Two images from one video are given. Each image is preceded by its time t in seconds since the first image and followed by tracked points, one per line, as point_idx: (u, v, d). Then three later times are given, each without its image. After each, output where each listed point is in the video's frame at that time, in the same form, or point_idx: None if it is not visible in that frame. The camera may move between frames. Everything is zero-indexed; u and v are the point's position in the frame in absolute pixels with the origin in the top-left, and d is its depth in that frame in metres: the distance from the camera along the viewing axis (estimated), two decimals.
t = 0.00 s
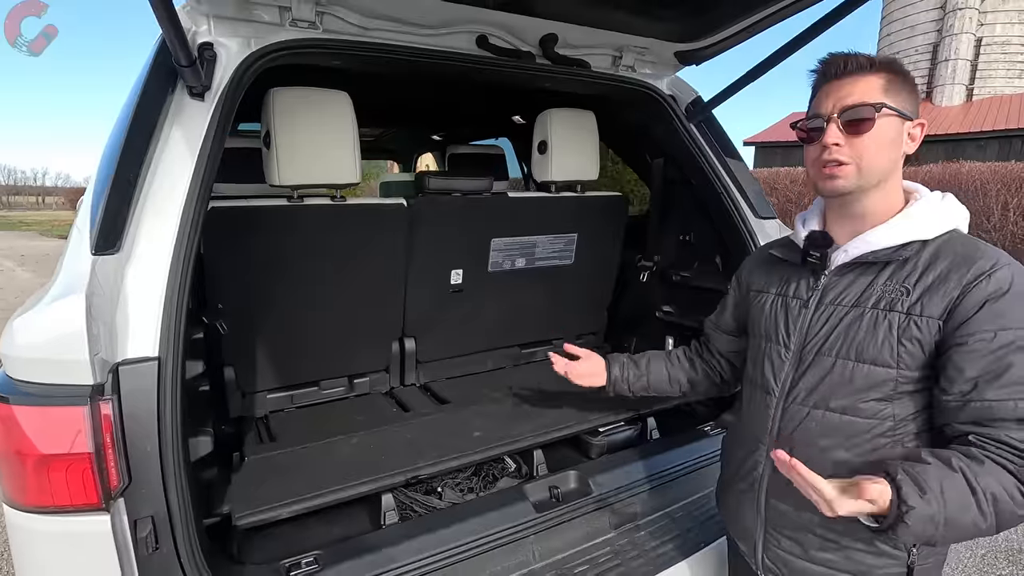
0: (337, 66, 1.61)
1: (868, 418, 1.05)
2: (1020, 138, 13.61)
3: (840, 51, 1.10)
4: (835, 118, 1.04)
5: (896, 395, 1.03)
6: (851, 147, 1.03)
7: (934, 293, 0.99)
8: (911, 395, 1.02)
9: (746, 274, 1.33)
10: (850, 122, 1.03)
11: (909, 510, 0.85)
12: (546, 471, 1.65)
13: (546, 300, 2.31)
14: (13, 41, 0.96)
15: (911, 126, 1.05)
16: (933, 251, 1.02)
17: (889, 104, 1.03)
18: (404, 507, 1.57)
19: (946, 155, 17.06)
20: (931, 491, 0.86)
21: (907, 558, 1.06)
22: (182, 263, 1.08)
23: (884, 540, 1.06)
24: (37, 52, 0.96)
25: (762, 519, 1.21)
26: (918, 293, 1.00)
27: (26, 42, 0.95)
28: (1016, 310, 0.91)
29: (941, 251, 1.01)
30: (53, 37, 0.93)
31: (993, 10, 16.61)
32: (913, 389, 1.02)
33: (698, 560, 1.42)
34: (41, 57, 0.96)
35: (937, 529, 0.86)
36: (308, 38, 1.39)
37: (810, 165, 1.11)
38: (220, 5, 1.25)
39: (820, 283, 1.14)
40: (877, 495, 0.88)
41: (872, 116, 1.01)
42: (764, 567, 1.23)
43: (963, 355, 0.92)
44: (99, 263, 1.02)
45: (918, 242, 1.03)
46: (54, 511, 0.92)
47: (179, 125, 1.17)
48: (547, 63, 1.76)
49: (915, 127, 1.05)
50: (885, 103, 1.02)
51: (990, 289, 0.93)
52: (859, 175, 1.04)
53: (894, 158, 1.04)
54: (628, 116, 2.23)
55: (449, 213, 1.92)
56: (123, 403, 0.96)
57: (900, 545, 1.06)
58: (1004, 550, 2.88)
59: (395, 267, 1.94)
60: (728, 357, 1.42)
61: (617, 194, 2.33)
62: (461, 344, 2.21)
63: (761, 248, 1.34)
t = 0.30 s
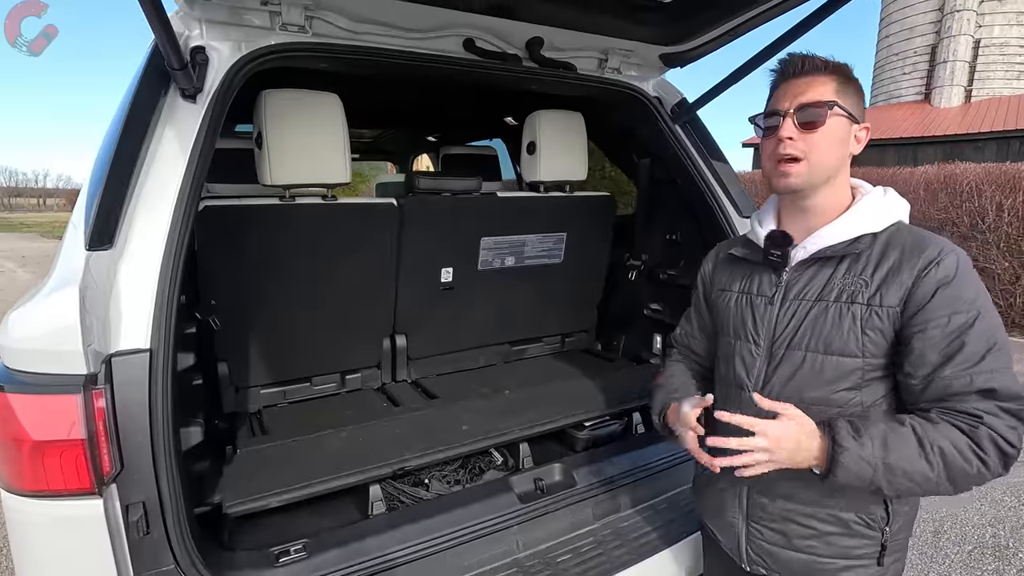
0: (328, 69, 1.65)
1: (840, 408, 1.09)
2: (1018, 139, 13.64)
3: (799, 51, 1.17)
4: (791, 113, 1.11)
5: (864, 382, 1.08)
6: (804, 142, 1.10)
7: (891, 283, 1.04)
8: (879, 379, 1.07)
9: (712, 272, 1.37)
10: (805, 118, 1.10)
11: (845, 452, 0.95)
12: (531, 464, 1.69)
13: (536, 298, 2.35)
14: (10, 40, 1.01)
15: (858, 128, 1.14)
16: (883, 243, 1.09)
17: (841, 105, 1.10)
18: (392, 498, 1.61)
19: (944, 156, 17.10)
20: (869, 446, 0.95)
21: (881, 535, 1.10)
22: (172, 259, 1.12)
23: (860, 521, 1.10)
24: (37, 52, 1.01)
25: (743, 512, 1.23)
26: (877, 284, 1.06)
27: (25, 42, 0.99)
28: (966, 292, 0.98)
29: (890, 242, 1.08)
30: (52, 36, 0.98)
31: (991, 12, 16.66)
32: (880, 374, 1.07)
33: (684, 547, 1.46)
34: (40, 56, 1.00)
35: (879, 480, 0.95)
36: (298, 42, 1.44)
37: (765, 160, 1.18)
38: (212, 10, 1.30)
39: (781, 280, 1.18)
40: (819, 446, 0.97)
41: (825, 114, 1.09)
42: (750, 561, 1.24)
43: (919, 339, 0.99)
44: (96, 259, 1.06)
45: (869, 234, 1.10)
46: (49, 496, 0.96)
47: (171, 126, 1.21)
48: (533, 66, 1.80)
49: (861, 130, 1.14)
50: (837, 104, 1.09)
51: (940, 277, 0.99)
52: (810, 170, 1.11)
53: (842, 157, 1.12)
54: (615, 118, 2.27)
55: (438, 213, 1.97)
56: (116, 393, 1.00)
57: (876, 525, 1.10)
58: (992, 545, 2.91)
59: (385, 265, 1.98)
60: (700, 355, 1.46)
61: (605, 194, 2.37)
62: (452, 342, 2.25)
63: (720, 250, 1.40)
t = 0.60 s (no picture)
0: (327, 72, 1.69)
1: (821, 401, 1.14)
2: (1015, 141, 13.69)
3: (787, 52, 1.21)
4: (779, 114, 1.15)
5: (845, 378, 1.12)
6: (790, 143, 1.14)
7: (872, 282, 1.09)
8: (858, 377, 1.12)
9: (695, 271, 1.40)
10: (791, 119, 1.14)
11: (790, 439, 1.04)
12: (526, 457, 1.73)
13: (532, 296, 2.39)
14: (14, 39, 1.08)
15: (841, 130, 1.18)
16: (863, 244, 1.14)
17: (826, 107, 1.15)
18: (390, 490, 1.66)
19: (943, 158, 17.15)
20: (816, 435, 1.04)
21: (862, 525, 1.15)
22: (177, 258, 1.16)
23: (842, 511, 1.15)
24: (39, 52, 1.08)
25: (728, 505, 1.27)
26: (858, 283, 1.10)
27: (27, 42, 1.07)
28: (939, 290, 1.04)
29: (869, 243, 1.13)
30: (50, 36, 1.05)
31: (989, 14, 16.73)
32: (859, 370, 1.12)
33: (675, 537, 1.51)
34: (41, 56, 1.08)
35: (823, 465, 1.04)
36: (299, 46, 1.47)
37: (751, 158, 1.21)
38: (214, 15, 1.34)
39: (765, 279, 1.22)
40: (769, 432, 1.08)
41: (811, 115, 1.13)
42: (736, 554, 1.27)
43: (895, 334, 1.04)
44: (101, 255, 1.08)
45: (850, 235, 1.15)
46: (59, 481, 1.00)
47: (175, 128, 1.25)
48: (528, 69, 1.84)
49: (844, 132, 1.19)
50: (822, 106, 1.13)
51: (916, 274, 1.05)
52: (795, 170, 1.15)
53: (825, 158, 1.16)
54: (609, 120, 2.31)
55: (436, 213, 2.01)
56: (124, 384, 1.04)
57: (857, 515, 1.15)
58: (983, 542, 2.95)
59: (384, 264, 2.02)
60: (681, 352, 1.50)
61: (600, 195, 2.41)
62: (449, 339, 2.29)
63: (705, 247, 1.44)
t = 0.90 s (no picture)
0: (336, 78, 1.74)
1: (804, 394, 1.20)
2: (1013, 142, 13.76)
3: (771, 70, 1.25)
4: (767, 137, 1.21)
5: (827, 372, 1.19)
6: (779, 165, 1.20)
7: (855, 282, 1.15)
8: (839, 372, 1.19)
9: (691, 270, 1.46)
10: (779, 141, 1.20)
11: (774, 431, 1.11)
12: (527, 450, 1.79)
13: (532, 295, 2.45)
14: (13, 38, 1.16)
15: (828, 140, 1.24)
16: (849, 246, 1.19)
17: (812, 125, 1.21)
18: (397, 480, 1.72)
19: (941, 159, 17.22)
20: (799, 429, 1.10)
21: (841, 517, 1.22)
22: (197, 257, 1.22)
23: (822, 502, 1.21)
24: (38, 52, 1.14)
25: (713, 494, 1.33)
26: (842, 283, 1.16)
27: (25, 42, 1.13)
28: (919, 292, 1.11)
29: (855, 246, 1.19)
30: (50, 36, 1.11)
31: (987, 16, 16.81)
32: (840, 366, 1.18)
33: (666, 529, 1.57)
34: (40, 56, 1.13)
35: (805, 456, 1.11)
36: (310, 54, 1.54)
37: (743, 176, 1.28)
38: (230, 25, 1.41)
39: (755, 278, 1.28)
40: (755, 424, 1.13)
41: (798, 137, 1.19)
42: (719, 542, 1.33)
43: (876, 333, 1.11)
44: (129, 254, 1.17)
45: (837, 239, 1.21)
46: (89, 467, 1.06)
47: (194, 134, 1.32)
48: (530, 75, 1.91)
49: (830, 143, 1.25)
50: (808, 126, 1.19)
51: (896, 277, 1.12)
52: (786, 188, 1.22)
53: (814, 173, 1.23)
54: (608, 124, 2.38)
55: (440, 214, 2.07)
56: (150, 375, 1.10)
57: (836, 506, 1.21)
58: (974, 536, 3.02)
59: (389, 265, 2.08)
60: (676, 348, 1.57)
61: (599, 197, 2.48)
62: (452, 337, 2.36)
63: (701, 246, 1.49)
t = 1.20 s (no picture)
0: (345, 82, 1.80)
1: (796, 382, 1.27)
2: (1010, 143, 13.82)
3: (767, 74, 1.32)
4: (762, 138, 1.28)
5: (819, 362, 1.26)
6: (773, 165, 1.27)
7: (845, 276, 1.21)
8: (830, 362, 1.25)
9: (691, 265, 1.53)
10: (773, 142, 1.27)
11: (771, 418, 1.18)
12: (529, 440, 1.86)
13: (533, 292, 2.52)
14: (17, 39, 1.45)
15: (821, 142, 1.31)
16: (840, 242, 1.26)
17: (805, 127, 1.27)
18: (405, 467, 1.79)
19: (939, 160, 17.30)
20: (794, 415, 1.17)
21: (831, 500, 1.28)
22: (218, 252, 1.29)
23: (812, 485, 1.28)
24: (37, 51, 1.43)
25: (709, 480, 1.40)
26: (832, 278, 1.23)
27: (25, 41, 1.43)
28: (906, 287, 1.17)
29: (846, 242, 1.25)
30: (44, 33, 1.40)
31: (984, 18, 16.90)
32: (831, 356, 1.25)
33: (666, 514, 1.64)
34: (38, 54, 1.42)
35: (799, 442, 1.17)
36: (322, 59, 1.60)
37: (739, 175, 1.35)
38: (247, 32, 1.48)
39: (751, 272, 1.35)
40: (753, 411, 1.20)
41: (792, 138, 1.25)
42: (715, 525, 1.40)
43: (866, 325, 1.17)
44: (155, 249, 1.25)
45: (829, 235, 1.27)
46: (119, 450, 1.13)
47: (213, 135, 1.38)
48: (532, 79, 1.98)
49: (823, 143, 1.31)
50: (802, 128, 1.26)
51: (885, 272, 1.18)
52: (780, 186, 1.29)
53: (807, 172, 1.30)
54: (607, 126, 2.45)
55: (445, 213, 2.14)
56: (175, 362, 1.16)
57: (826, 490, 1.28)
58: (965, 528, 3.09)
59: (395, 262, 2.15)
60: (675, 341, 1.63)
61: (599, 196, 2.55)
62: (456, 333, 2.43)
63: (699, 244, 1.56)
